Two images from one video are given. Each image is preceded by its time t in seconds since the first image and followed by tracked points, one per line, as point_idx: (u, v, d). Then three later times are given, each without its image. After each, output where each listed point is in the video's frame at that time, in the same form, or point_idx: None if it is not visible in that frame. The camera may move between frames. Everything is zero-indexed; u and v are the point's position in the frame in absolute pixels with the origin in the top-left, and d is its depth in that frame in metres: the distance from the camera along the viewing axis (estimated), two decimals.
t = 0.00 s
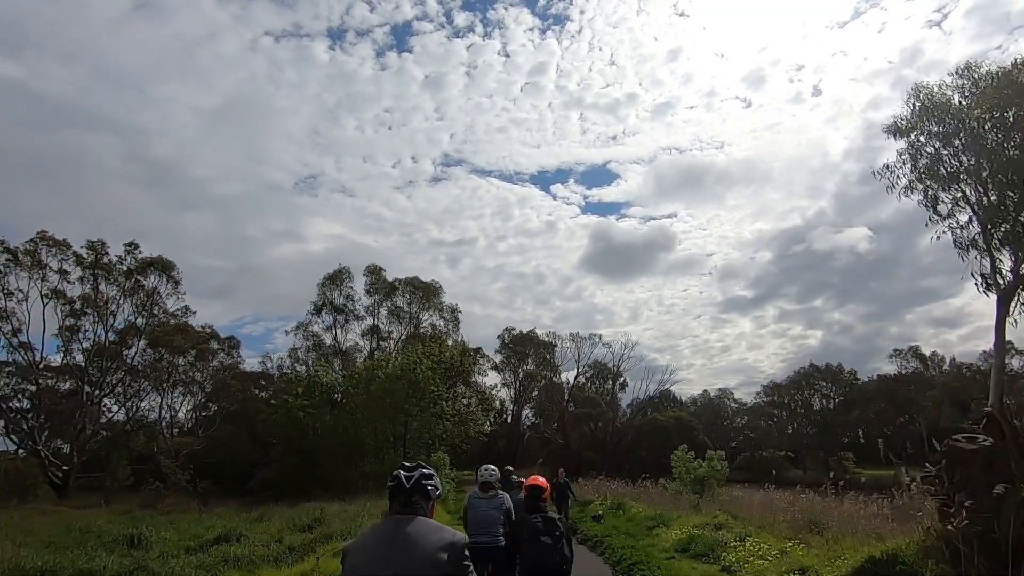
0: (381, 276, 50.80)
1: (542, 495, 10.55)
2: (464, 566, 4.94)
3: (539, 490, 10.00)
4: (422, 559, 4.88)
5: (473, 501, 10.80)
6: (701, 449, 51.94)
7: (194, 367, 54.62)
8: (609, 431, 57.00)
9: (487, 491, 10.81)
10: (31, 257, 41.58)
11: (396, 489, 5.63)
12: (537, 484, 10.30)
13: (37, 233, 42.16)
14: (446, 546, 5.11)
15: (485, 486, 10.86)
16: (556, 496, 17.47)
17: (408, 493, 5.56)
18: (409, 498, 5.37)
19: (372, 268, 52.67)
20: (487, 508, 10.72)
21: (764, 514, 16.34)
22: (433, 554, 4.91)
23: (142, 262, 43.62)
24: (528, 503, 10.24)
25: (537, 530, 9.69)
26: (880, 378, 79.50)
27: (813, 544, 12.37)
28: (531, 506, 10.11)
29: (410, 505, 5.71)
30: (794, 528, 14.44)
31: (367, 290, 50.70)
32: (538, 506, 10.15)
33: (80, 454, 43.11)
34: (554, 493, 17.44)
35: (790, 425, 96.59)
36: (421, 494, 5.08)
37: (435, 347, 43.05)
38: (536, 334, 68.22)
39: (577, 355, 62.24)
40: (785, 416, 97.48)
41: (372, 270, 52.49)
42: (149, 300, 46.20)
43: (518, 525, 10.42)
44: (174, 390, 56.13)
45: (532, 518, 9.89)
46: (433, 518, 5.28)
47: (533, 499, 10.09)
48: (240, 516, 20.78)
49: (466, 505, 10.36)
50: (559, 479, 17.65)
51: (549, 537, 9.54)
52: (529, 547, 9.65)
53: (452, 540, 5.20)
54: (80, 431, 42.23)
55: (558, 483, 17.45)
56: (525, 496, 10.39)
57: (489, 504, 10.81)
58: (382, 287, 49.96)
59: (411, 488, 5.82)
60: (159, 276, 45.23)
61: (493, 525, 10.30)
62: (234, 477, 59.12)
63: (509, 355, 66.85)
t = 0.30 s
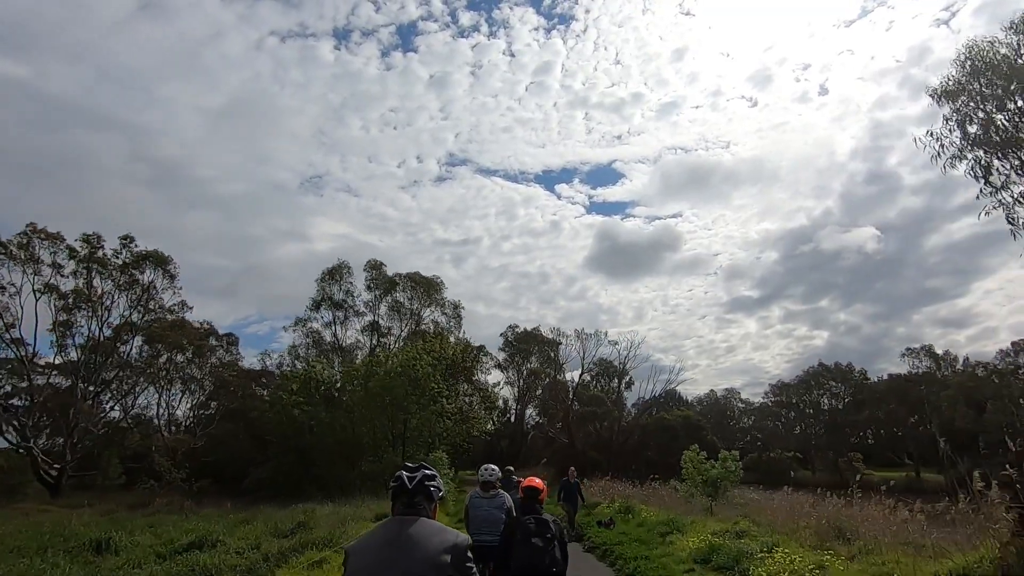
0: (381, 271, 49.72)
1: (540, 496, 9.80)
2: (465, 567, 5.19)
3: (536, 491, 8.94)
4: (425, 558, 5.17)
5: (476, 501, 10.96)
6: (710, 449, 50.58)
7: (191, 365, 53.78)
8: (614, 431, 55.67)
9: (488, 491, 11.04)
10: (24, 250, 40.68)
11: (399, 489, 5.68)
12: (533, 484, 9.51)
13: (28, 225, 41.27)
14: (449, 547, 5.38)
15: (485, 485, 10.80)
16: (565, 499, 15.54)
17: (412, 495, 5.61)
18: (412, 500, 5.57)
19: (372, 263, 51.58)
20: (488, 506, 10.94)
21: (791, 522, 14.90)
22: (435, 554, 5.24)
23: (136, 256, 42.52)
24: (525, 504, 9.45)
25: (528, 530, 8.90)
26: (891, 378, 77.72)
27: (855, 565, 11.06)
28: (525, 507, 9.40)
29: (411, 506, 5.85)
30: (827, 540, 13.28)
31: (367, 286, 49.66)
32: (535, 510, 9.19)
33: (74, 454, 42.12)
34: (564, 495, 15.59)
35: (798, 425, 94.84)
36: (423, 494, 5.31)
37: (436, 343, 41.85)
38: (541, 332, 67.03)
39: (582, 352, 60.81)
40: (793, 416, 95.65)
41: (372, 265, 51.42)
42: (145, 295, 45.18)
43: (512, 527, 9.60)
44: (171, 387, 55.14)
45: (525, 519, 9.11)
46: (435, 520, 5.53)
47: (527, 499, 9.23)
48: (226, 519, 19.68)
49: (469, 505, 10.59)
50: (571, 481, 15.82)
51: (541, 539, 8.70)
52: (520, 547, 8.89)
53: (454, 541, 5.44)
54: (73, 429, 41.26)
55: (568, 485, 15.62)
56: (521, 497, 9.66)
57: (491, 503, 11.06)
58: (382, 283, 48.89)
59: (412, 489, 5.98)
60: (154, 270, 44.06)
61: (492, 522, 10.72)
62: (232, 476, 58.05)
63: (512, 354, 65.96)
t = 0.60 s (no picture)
0: (380, 262, 48.57)
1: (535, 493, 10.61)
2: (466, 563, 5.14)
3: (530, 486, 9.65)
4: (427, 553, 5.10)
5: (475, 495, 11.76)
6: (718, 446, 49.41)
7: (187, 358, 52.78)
8: (619, 427, 54.67)
9: (488, 487, 11.68)
10: (14, 240, 39.66)
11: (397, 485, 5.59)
12: (528, 482, 10.35)
13: (17, 215, 40.19)
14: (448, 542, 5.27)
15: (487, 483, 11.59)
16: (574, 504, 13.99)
17: (411, 491, 5.50)
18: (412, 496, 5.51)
19: (371, 254, 50.40)
20: (488, 502, 11.62)
21: (811, 526, 13.59)
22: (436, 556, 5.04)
23: (128, 246, 41.42)
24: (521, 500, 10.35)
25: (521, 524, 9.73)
26: (901, 373, 76.31)
27: None
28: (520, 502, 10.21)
29: (411, 503, 5.73)
30: (860, 548, 12.06)
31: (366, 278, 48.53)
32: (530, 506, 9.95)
33: (65, 449, 41.24)
34: (573, 499, 14.03)
35: (804, 421, 93.66)
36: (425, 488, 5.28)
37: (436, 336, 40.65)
38: (544, 326, 65.84)
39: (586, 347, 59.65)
40: (800, 412, 94.40)
41: (371, 256, 50.24)
42: (139, 287, 44.21)
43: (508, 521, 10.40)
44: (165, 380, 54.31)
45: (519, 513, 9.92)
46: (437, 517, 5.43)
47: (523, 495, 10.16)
48: (209, 517, 18.65)
49: (470, 499, 11.26)
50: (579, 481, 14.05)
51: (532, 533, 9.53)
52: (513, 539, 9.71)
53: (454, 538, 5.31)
54: (66, 424, 40.36)
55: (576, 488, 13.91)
56: (518, 493, 10.57)
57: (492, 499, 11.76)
58: (381, 275, 47.70)
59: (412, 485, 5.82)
60: (148, 261, 42.95)
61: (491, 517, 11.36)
62: (228, 471, 56.88)
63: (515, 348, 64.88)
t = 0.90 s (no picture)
0: (376, 258, 47.34)
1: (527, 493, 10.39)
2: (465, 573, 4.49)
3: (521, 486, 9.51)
4: (420, 558, 4.42)
5: (474, 494, 11.77)
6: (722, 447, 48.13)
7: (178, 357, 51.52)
8: (621, 427, 53.47)
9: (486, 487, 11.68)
10: None
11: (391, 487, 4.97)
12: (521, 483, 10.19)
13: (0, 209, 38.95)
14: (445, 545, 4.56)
15: (484, 482, 11.58)
16: (580, 509, 12.42)
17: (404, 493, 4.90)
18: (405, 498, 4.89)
19: (367, 250, 49.18)
20: (486, 502, 11.62)
21: (836, 535, 12.37)
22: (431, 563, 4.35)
23: (115, 241, 40.14)
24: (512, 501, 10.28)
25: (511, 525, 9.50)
26: (906, 373, 75.05)
27: None
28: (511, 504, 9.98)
29: (406, 504, 5.07)
30: (896, 562, 10.88)
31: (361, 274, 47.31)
32: (522, 507, 9.97)
33: (49, 450, 39.93)
34: (578, 502, 12.43)
35: (807, 421, 92.36)
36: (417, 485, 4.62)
37: (432, 333, 39.37)
38: (544, 324, 64.59)
39: (587, 345, 58.40)
40: (802, 412, 93.24)
41: (367, 251, 49.01)
42: (127, 283, 42.96)
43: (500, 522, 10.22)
44: (155, 379, 53.04)
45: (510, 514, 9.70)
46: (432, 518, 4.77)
47: (515, 495, 10.08)
48: (184, 523, 17.38)
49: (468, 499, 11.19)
50: (584, 483, 12.46)
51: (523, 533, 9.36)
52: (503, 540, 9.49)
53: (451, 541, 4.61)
54: (51, 424, 39.13)
55: (581, 491, 12.33)
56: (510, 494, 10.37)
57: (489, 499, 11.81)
58: (377, 271, 46.44)
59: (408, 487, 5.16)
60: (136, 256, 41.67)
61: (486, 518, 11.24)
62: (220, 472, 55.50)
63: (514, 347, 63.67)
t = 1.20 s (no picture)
0: (365, 248, 45.97)
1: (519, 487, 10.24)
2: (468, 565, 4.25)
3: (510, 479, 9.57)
4: (420, 553, 4.28)
5: (468, 488, 11.64)
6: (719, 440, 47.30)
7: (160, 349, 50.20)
8: (617, 420, 52.44)
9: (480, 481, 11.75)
10: None
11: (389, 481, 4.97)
12: (512, 475, 10.09)
13: None
14: (446, 540, 4.45)
15: (477, 475, 11.41)
16: (587, 514, 11.19)
17: (402, 486, 4.89)
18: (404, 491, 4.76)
19: (355, 239, 47.75)
20: (479, 496, 11.80)
21: (859, 537, 11.22)
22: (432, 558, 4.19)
23: (92, 229, 38.54)
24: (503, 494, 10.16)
25: (502, 518, 9.30)
26: (902, 365, 74.46)
27: None
28: (503, 496, 9.86)
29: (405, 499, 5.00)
30: (932, 567, 9.72)
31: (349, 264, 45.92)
32: (512, 500, 9.84)
33: (23, 446, 38.52)
34: (585, 504, 11.20)
35: (802, 414, 92.02)
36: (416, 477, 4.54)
37: (423, 323, 38.08)
38: (538, 317, 63.49)
39: (582, 337, 57.29)
40: (797, 405, 92.88)
41: (355, 241, 47.65)
42: (105, 272, 41.33)
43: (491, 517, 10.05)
44: (138, 373, 51.51)
45: (500, 507, 9.62)
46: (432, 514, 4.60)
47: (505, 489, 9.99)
48: (151, 525, 16.12)
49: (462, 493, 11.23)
50: (588, 482, 11.29)
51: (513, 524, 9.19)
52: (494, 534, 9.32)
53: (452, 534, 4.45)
54: (26, 419, 37.66)
55: (590, 496, 11.14)
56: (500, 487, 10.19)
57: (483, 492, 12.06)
58: (366, 261, 45.03)
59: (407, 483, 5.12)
60: (114, 245, 40.03)
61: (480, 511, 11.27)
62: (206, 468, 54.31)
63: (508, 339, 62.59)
